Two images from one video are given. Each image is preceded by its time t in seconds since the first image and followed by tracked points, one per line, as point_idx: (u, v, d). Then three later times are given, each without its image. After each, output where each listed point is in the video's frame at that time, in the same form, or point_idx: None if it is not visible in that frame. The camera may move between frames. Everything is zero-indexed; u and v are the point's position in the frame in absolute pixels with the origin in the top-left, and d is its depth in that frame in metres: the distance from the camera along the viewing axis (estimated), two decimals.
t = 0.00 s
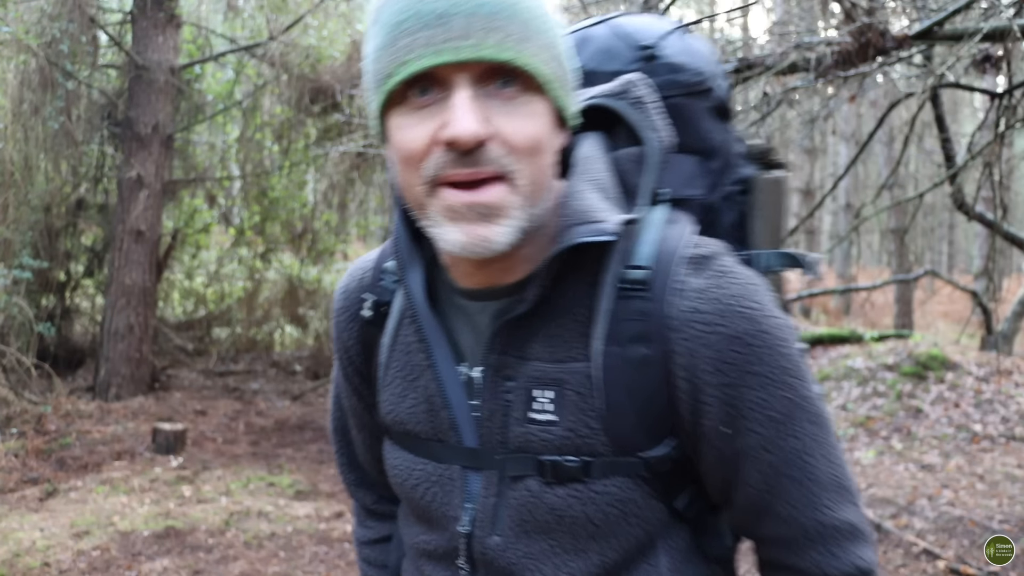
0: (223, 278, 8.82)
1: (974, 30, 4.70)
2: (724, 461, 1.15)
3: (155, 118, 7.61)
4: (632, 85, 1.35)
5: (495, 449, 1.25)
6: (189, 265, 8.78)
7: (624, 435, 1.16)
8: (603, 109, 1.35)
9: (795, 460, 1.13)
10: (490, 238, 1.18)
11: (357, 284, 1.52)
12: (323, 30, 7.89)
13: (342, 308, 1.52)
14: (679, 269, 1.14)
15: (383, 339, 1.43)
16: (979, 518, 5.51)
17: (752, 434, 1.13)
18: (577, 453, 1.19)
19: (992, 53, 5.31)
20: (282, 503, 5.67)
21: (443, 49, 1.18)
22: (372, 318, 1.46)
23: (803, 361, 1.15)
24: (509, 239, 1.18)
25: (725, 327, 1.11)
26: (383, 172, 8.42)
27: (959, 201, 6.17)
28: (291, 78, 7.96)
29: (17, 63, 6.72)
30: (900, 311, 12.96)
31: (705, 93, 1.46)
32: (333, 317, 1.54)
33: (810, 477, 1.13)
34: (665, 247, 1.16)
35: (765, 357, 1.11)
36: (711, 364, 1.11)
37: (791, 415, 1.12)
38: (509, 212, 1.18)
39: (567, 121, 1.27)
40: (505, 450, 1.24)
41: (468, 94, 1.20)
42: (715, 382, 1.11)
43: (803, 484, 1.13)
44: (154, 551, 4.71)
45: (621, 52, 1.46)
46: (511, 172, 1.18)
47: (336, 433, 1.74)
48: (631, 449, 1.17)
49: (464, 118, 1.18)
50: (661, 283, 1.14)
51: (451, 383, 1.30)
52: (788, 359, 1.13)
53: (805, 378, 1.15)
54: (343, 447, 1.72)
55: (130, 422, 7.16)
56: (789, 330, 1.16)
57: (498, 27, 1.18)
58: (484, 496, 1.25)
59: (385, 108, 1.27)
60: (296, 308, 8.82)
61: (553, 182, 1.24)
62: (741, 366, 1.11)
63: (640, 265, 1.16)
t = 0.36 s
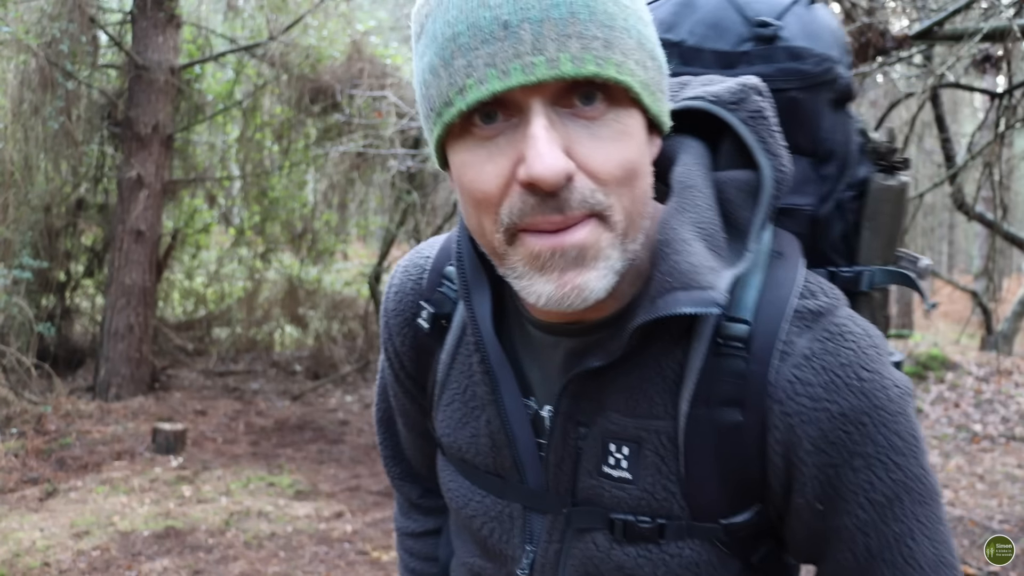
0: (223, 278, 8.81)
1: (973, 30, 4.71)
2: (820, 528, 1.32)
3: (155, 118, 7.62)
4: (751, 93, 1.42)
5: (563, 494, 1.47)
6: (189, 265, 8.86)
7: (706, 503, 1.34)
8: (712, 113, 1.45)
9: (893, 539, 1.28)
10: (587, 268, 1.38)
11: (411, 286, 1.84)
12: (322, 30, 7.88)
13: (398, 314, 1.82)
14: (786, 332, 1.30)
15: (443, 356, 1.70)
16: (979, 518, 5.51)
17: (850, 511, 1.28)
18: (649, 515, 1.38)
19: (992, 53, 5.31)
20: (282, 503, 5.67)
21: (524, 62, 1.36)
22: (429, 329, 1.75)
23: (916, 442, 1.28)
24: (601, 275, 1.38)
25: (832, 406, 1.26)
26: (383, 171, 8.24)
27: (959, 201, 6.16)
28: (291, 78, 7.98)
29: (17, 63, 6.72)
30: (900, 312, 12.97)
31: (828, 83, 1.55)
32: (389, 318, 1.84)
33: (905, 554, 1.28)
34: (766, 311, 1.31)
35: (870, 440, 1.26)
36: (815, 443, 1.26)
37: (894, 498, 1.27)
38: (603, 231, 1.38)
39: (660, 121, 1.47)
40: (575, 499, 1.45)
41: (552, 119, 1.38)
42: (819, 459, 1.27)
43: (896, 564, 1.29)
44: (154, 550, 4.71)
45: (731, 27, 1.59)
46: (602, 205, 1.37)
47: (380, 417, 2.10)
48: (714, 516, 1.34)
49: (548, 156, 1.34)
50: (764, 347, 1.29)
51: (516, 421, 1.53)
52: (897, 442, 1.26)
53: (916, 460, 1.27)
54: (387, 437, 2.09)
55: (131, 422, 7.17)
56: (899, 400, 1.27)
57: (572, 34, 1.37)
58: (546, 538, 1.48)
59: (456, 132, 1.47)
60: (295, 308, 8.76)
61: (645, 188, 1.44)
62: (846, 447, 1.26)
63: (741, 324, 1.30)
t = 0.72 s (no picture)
0: (223, 278, 8.81)
1: (973, 30, 4.71)
2: (817, 546, 1.31)
3: (155, 119, 7.62)
4: (760, 99, 1.40)
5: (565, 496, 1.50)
6: (189, 265, 8.85)
7: (704, 512, 1.35)
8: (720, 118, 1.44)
9: (892, 563, 1.26)
10: (580, 275, 1.43)
11: (423, 287, 1.87)
12: (322, 30, 7.88)
13: (412, 313, 1.86)
14: (783, 345, 1.30)
15: (454, 355, 1.73)
16: (979, 518, 5.51)
17: (846, 529, 1.27)
18: (646, 521, 1.41)
19: (992, 53, 5.30)
20: (282, 503, 5.67)
21: (509, 76, 1.40)
22: (443, 327, 1.77)
23: (923, 464, 1.25)
24: (594, 281, 1.43)
25: (827, 424, 1.25)
26: (383, 170, 8.01)
27: (959, 201, 6.15)
28: (291, 78, 7.97)
29: (16, 63, 6.71)
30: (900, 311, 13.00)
31: (851, 83, 1.55)
32: (404, 317, 1.88)
33: None
34: (766, 325, 1.32)
35: (867, 460, 1.24)
36: (810, 460, 1.26)
37: (893, 519, 1.25)
38: (594, 236, 1.44)
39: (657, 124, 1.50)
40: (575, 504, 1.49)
41: (539, 130, 1.43)
42: (811, 476, 1.27)
43: None
44: (154, 551, 4.71)
45: (752, 26, 1.61)
46: (588, 213, 1.43)
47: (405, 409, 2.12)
48: (711, 525, 1.35)
49: (533, 169, 1.40)
50: (761, 362, 1.29)
51: (520, 420, 1.57)
52: (898, 464, 1.24)
53: (921, 483, 1.25)
54: (411, 428, 2.11)
55: (131, 422, 7.17)
56: (904, 421, 1.25)
57: (554, 46, 1.40)
58: (549, 538, 1.52)
59: (444, 143, 1.52)
60: (295, 308, 8.79)
61: (641, 190, 1.48)
62: (840, 465, 1.25)
63: (737, 337, 1.31)
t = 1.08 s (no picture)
0: (224, 278, 8.83)
1: (973, 30, 4.73)
2: (773, 483, 1.31)
3: (155, 119, 7.63)
4: (700, 86, 1.44)
5: (550, 457, 1.49)
6: (189, 265, 8.85)
7: (675, 458, 1.35)
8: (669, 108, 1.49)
9: (842, 492, 1.26)
10: (546, 244, 1.43)
11: (422, 283, 1.88)
12: (323, 30, 7.90)
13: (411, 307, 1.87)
14: (733, 294, 1.31)
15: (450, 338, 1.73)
16: (979, 518, 5.52)
17: (799, 462, 1.27)
18: (624, 470, 1.39)
19: (991, 53, 5.31)
20: (282, 503, 5.67)
21: (482, 70, 1.41)
22: (439, 316, 1.78)
23: (865, 400, 1.26)
24: (563, 246, 1.43)
25: (775, 359, 1.26)
26: (383, 171, 8.03)
27: (959, 202, 6.16)
28: (291, 78, 7.97)
29: (17, 64, 6.73)
30: (900, 311, 13.02)
31: (789, 78, 1.55)
32: (405, 313, 1.89)
33: (856, 508, 1.26)
34: (720, 275, 1.33)
35: (813, 392, 1.25)
36: (761, 394, 1.27)
37: (842, 450, 1.25)
38: (561, 211, 1.43)
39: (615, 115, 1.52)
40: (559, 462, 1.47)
41: (511, 114, 1.44)
42: (764, 409, 1.27)
43: (848, 515, 1.27)
44: (154, 551, 4.72)
45: (699, 36, 1.64)
46: (556, 187, 1.43)
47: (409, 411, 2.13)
48: (681, 470, 1.36)
49: (506, 145, 1.41)
50: (715, 309, 1.30)
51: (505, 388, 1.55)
52: (843, 398, 1.25)
53: (864, 417, 1.26)
54: (417, 429, 2.12)
55: (131, 422, 7.18)
56: (847, 360, 1.26)
57: (526, 42, 1.41)
58: (540, 500, 1.50)
59: (431, 133, 1.52)
60: (296, 308, 8.84)
61: (602, 171, 1.49)
62: (790, 398, 1.26)
63: (692, 287, 1.32)
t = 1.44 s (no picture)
0: (224, 278, 8.85)
1: (973, 30, 4.73)
2: (755, 451, 1.27)
3: (155, 119, 7.63)
4: (676, 82, 1.43)
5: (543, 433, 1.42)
6: (189, 265, 8.85)
7: (663, 429, 1.30)
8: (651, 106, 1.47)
9: (826, 453, 1.24)
10: (525, 226, 1.39)
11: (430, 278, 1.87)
12: (323, 30, 7.89)
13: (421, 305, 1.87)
14: (716, 265, 1.28)
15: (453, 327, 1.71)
16: (979, 518, 5.52)
17: (783, 425, 1.23)
18: (613, 441, 1.34)
19: (991, 53, 5.31)
20: (282, 503, 5.67)
21: (463, 76, 1.41)
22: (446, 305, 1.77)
23: (842, 364, 1.24)
24: (544, 228, 1.40)
25: (756, 321, 1.23)
26: (383, 171, 8.03)
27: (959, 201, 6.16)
28: (291, 78, 7.96)
29: (17, 64, 6.73)
30: (900, 312, 13.03)
31: (766, 81, 1.52)
32: (417, 307, 1.86)
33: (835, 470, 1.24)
34: (702, 246, 1.30)
35: (794, 353, 1.22)
36: (743, 356, 1.23)
37: (824, 411, 1.23)
38: (540, 197, 1.40)
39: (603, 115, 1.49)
40: (554, 437, 1.40)
41: (493, 109, 1.42)
42: (746, 370, 1.23)
43: (831, 479, 1.25)
44: (154, 551, 4.72)
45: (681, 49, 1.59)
46: (541, 174, 1.40)
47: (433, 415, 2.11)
48: (666, 439, 1.30)
49: (488, 133, 1.39)
50: (699, 280, 1.27)
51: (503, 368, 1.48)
52: (823, 361, 1.23)
53: (843, 380, 1.24)
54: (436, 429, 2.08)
55: (131, 422, 7.18)
56: (824, 324, 1.24)
57: (506, 46, 1.40)
58: (535, 478, 1.43)
59: (425, 131, 1.52)
60: (296, 308, 8.84)
61: (586, 160, 1.45)
62: (772, 359, 1.23)
63: (679, 258, 1.30)
